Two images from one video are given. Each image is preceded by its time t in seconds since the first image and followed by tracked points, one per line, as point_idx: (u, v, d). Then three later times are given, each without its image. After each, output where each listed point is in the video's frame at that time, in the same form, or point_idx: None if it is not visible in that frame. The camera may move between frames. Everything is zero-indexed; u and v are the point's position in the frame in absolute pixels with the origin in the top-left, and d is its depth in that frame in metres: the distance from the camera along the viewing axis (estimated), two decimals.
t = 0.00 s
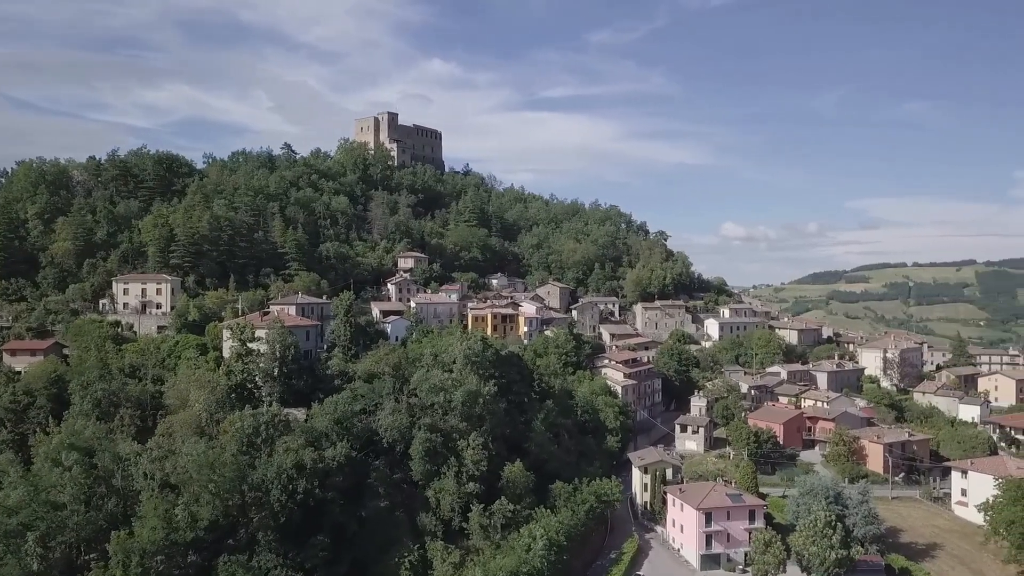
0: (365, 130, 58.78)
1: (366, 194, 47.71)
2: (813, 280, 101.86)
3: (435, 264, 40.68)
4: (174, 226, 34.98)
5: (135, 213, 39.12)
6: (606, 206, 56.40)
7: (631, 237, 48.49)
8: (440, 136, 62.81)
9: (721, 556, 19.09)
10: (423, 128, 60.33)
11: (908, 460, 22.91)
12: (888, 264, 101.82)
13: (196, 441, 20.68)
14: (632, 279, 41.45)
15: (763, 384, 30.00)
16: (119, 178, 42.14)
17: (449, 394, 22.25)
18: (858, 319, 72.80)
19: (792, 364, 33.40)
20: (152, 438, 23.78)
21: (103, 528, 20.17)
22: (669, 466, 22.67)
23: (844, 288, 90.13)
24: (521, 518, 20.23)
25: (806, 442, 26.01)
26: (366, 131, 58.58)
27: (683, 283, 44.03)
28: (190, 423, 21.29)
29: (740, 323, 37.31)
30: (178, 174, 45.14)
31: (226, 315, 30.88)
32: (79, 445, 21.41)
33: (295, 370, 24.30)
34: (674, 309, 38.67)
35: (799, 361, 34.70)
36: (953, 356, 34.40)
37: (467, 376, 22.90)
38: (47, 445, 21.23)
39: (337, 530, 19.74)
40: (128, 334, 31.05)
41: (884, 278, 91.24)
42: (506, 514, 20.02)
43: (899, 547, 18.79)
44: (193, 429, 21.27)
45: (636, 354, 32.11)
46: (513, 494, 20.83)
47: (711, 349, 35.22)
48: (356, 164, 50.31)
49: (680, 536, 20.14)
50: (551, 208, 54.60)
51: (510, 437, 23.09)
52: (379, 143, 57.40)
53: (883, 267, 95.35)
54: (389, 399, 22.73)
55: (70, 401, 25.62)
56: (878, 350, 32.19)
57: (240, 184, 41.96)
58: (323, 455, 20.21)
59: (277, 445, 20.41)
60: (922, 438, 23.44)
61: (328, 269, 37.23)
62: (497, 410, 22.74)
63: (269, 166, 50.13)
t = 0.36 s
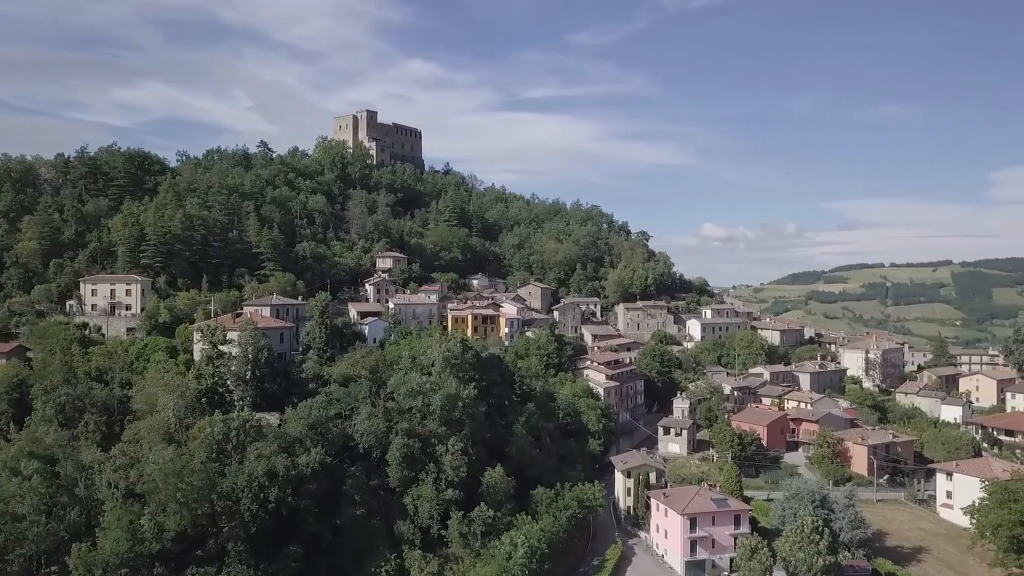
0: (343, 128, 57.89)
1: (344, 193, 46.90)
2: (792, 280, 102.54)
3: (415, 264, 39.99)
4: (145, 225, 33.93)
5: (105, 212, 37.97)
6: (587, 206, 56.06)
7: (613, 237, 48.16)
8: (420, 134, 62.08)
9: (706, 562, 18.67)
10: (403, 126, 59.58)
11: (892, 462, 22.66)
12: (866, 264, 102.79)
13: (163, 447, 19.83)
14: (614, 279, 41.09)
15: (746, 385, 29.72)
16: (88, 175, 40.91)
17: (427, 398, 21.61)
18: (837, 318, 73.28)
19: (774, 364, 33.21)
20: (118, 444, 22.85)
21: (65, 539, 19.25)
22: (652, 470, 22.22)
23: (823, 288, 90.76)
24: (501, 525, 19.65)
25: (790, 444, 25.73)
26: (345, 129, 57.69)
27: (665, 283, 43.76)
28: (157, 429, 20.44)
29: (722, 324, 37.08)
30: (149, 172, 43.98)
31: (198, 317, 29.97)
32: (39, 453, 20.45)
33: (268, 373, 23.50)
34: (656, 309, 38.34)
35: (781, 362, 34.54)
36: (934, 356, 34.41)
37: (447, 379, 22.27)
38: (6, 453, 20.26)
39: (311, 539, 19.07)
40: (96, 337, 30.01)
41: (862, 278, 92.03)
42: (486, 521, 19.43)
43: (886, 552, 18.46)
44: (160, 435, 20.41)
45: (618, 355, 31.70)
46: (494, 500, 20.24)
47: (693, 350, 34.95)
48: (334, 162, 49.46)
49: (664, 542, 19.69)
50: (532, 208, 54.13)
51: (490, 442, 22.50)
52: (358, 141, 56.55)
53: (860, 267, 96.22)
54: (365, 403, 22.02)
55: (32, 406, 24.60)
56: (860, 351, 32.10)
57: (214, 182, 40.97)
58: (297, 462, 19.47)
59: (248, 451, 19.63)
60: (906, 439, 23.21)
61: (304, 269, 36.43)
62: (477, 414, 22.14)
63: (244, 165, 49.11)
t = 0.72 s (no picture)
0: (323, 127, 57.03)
1: (323, 192, 46.07)
2: (773, 280, 103.05)
3: (396, 264, 39.28)
4: (116, 224, 32.90)
5: (75, 210, 36.86)
6: (570, 206, 55.64)
7: (596, 237, 47.78)
8: (401, 133, 61.35)
9: (692, 569, 18.23)
10: (384, 125, 58.84)
11: (879, 464, 22.37)
12: (846, 264, 103.60)
13: (131, 454, 18.98)
14: (598, 280, 40.70)
15: (731, 387, 29.40)
16: (59, 172, 39.71)
17: (406, 402, 20.99)
18: (818, 319, 73.57)
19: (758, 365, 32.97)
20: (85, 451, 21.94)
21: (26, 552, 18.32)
22: (637, 474, 21.76)
23: (804, 288, 91.22)
24: (483, 533, 19.05)
25: (776, 446, 25.40)
26: (324, 127, 56.82)
27: (649, 283, 43.43)
28: (125, 435, 19.58)
29: (706, 324, 36.80)
30: (122, 171, 42.88)
31: (170, 319, 29.06)
32: None
33: (243, 377, 22.72)
34: (639, 310, 37.96)
35: (765, 363, 34.30)
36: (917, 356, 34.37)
37: (427, 383, 21.65)
38: None
39: (286, 549, 18.36)
40: (64, 339, 28.97)
41: (842, 278, 92.65)
42: (468, 529, 18.82)
43: (874, 556, 18.10)
44: (128, 442, 19.56)
45: (602, 357, 31.24)
46: (475, 506, 19.64)
47: (677, 351, 34.63)
48: (313, 161, 48.59)
49: (650, 549, 19.22)
50: (515, 208, 53.61)
51: (472, 446, 21.91)
52: (338, 140, 55.70)
53: (840, 267, 96.90)
54: (343, 407, 21.34)
55: None
56: (844, 352, 31.94)
57: (189, 180, 39.96)
58: (271, 469, 18.75)
59: (219, 458, 18.85)
60: (892, 441, 22.94)
61: (282, 269, 35.63)
62: (458, 418, 21.54)
63: (221, 163, 48.09)
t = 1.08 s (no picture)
0: (302, 125, 56.11)
1: (302, 191, 45.18)
2: (755, 281, 103.48)
3: (376, 265, 38.55)
4: (86, 222, 31.86)
5: (44, 208, 35.70)
6: (553, 206, 55.21)
7: (579, 237, 47.35)
8: (382, 132, 60.57)
9: None
10: (364, 123, 58.05)
11: (865, 466, 22.11)
12: (826, 265, 104.36)
13: (96, 462, 18.12)
14: (581, 280, 40.29)
15: (716, 388, 29.09)
16: (27, 169, 38.49)
17: (386, 406, 20.37)
18: (799, 319, 73.86)
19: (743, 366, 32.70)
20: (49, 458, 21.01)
21: None
22: (622, 479, 21.30)
23: (785, 288, 91.60)
24: (465, 541, 18.47)
25: (761, 448, 25.09)
26: (304, 126, 55.90)
27: (633, 284, 43.09)
28: (91, 442, 18.72)
29: (690, 325, 36.48)
30: (94, 168, 41.72)
31: (142, 320, 28.14)
32: None
33: (216, 381, 21.95)
34: (623, 310, 37.57)
35: (750, 364, 34.08)
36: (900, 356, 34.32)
37: (407, 387, 21.04)
38: None
39: (259, 560, 17.63)
40: (31, 342, 27.88)
41: (822, 278, 93.21)
42: (449, 537, 18.23)
43: (863, 560, 17.76)
44: (94, 449, 18.70)
45: (586, 358, 30.79)
46: (457, 513, 19.06)
47: (661, 351, 34.29)
48: (292, 159, 47.65)
49: (635, 555, 18.74)
50: (497, 207, 53.06)
51: (453, 451, 21.33)
52: (318, 138, 54.76)
53: (820, 267, 97.50)
54: (319, 412, 20.66)
55: None
56: (828, 352, 31.79)
57: (164, 178, 38.91)
58: (244, 477, 18.02)
59: (190, 465, 18.07)
60: (879, 443, 22.71)
61: (259, 269, 34.79)
62: (439, 422, 20.95)
63: (197, 161, 47.03)
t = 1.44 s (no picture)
0: (280, 122, 55.11)
1: (279, 190, 44.27)
2: (735, 281, 103.89)
3: (355, 265, 37.79)
4: (53, 221, 30.71)
5: (10, 206, 34.45)
6: (535, 205, 54.75)
7: (562, 237, 46.92)
8: (362, 130, 59.72)
9: None
10: (343, 121, 57.16)
11: (851, 468, 21.89)
12: (804, 265, 105.11)
13: (59, 471, 17.10)
14: (563, 281, 39.86)
15: (700, 390, 28.78)
16: None
17: (363, 410, 19.74)
18: (778, 319, 74.12)
19: (726, 367, 32.45)
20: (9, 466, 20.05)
21: None
22: (607, 483, 20.84)
23: (764, 288, 91.95)
24: (445, 549, 17.87)
25: (746, 450, 24.81)
26: (281, 123, 54.90)
27: (615, 284, 42.72)
28: (53, 450, 17.65)
29: (673, 326, 36.19)
30: (63, 166, 40.47)
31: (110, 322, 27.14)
32: None
33: (186, 385, 21.16)
34: (606, 311, 37.17)
35: (733, 364, 33.86)
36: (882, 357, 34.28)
37: (385, 390, 20.42)
38: None
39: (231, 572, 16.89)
40: None
41: (802, 278, 93.76)
42: (428, 546, 17.61)
43: (851, 565, 17.44)
44: (57, 457, 17.66)
45: (569, 360, 30.31)
46: (437, 521, 18.45)
47: (644, 352, 33.94)
48: (269, 157, 46.73)
49: (620, 561, 18.30)
50: (478, 207, 52.47)
51: (433, 456, 20.75)
52: (296, 136, 53.82)
53: (800, 267, 98.13)
54: (294, 417, 19.96)
55: None
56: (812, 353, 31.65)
57: (135, 175, 37.78)
58: (214, 485, 17.28)
59: (157, 474, 17.27)
60: (864, 444, 22.50)
61: (234, 270, 33.90)
62: (419, 427, 20.34)
63: (172, 159, 45.92)
